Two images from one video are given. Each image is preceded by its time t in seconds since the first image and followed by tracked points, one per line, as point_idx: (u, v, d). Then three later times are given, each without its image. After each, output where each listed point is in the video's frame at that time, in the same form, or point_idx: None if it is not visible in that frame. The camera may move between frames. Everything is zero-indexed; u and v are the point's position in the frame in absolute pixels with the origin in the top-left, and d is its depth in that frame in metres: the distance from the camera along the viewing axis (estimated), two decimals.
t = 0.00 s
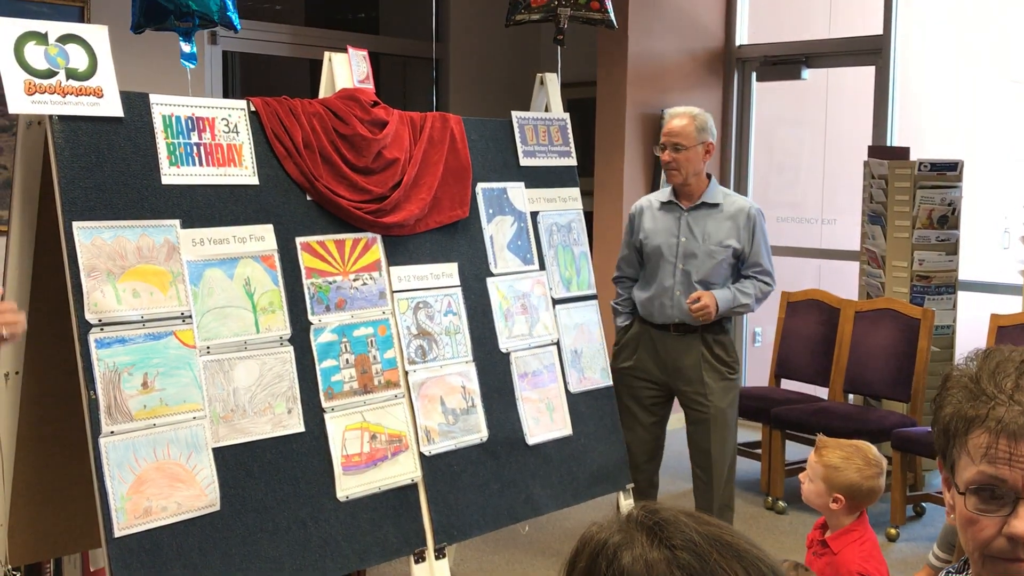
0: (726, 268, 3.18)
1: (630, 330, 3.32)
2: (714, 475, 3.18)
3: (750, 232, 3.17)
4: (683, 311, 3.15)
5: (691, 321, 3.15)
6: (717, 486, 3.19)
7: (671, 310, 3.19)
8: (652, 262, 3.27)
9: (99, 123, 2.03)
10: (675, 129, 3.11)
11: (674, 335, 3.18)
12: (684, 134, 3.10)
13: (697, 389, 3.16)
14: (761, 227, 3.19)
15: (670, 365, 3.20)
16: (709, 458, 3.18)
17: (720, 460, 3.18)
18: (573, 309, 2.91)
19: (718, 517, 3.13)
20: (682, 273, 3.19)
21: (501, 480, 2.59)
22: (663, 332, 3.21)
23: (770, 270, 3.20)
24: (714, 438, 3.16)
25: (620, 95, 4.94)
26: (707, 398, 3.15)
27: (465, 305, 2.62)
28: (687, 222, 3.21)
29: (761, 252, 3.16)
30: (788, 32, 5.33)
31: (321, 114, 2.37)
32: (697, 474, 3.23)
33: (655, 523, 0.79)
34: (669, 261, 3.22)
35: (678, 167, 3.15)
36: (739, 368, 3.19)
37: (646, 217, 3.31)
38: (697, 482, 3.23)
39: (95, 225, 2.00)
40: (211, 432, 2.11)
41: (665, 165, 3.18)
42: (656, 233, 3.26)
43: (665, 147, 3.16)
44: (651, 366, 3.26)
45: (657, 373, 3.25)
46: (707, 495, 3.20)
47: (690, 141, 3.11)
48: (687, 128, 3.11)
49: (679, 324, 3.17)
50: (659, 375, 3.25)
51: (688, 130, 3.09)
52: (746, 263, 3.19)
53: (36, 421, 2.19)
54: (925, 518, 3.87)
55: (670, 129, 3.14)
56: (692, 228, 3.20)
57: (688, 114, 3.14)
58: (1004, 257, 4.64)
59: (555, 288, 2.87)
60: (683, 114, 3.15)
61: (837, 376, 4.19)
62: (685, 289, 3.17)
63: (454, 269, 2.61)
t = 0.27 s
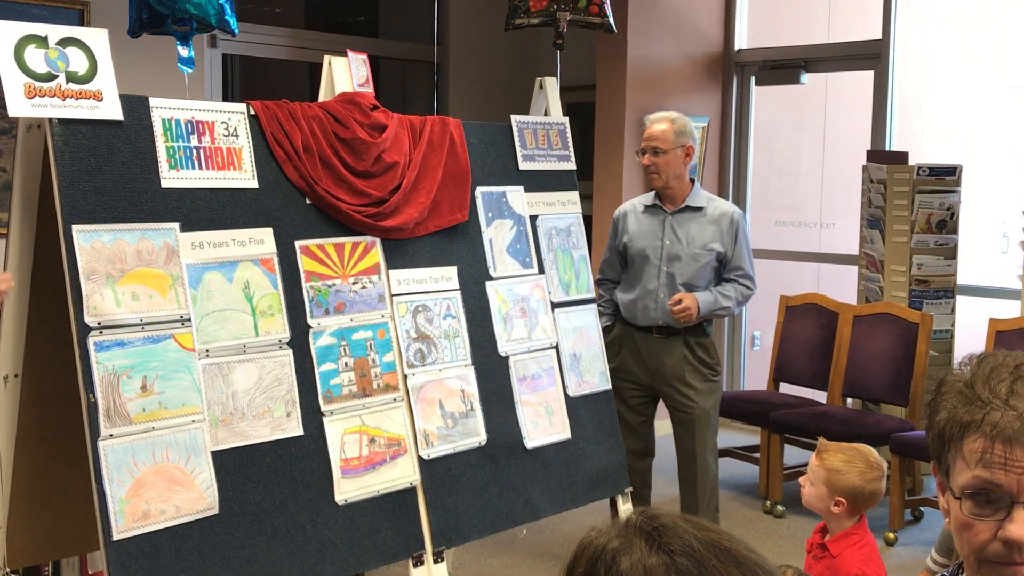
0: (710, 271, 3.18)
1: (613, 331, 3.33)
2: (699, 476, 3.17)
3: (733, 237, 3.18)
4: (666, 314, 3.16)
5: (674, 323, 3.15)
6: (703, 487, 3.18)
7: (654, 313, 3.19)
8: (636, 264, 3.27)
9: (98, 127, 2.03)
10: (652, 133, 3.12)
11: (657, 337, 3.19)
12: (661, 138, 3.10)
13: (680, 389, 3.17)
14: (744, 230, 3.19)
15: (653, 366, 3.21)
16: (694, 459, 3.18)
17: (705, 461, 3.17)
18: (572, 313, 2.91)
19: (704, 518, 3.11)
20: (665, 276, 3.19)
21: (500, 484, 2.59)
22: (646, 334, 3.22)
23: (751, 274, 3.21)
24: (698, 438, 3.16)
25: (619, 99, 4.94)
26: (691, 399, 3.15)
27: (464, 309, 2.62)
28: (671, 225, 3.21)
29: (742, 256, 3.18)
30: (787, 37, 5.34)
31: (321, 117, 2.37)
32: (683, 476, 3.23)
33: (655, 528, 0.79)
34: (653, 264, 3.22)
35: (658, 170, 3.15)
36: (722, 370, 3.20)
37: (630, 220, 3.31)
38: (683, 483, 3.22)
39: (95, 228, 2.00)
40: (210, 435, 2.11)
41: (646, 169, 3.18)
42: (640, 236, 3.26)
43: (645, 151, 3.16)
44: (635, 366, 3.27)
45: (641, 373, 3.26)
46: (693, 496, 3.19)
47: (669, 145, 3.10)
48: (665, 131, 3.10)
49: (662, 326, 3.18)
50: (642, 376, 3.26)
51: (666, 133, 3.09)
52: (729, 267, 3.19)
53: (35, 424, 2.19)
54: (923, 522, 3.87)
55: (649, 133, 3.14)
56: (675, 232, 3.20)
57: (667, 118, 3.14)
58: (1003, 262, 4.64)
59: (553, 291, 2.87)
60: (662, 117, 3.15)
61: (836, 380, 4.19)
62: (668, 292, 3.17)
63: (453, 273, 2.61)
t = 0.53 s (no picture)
0: (696, 276, 3.17)
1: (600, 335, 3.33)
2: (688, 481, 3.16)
3: (718, 241, 3.18)
4: (652, 318, 3.16)
5: (660, 327, 3.16)
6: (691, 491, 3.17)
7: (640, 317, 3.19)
8: (622, 269, 3.28)
9: (96, 131, 2.03)
10: (635, 139, 3.14)
11: (642, 341, 3.20)
12: (643, 143, 3.12)
13: (666, 393, 3.17)
14: (729, 235, 3.20)
15: (639, 370, 3.21)
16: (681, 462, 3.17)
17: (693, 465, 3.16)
18: (569, 318, 2.91)
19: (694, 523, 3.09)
20: (651, 280, 3.19)
21: (497, 489, 2.59)
22: (631, 338, 3.23)
23: (737, 278, 3.22)
24: (686, 442, 3.15)
25: (617, 104, 4.95)
26: (677, 402, 3.16)
27: (462, 314, 2.62)
28: (657, 230, 3.21)
29: (727, 261, 3.18)
30: (784, 43, 5.35)
31: (319, 122, 2.37)
32: (671, 480, 3.22)
33: (653, 535, 0.78)
34: (639, 269, 3.22)
35: (641, 176, 3.17)
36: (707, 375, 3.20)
37: (616, 225, 3.30)
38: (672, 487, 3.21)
39: (92, 233, 2.00)
40: (207, 440, 2.11)
41: (630, 175, 3.21)
42: (626, 241, 3.26)
43: (629, 157, 3.19)
44: (620, 370, 3.28)
45: (627, 377, 3.27)
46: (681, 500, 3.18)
47: (650, 150, 3.12)
48: (647, 137, 3.12)
49: (648, 330, 3.19)
50: (629, 380, 3.26)
51: (647, 139, 3.11)
52: (714, 272, 3.20)
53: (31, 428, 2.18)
54: (920, 528, 3.87)
55: (632, 139, 3.17)
56: (661, 236, 3.20)
57: (650, 124, 3.16)
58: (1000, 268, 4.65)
59: (551, 296, 2.87)
60: (646, 123, 3.17)
61: (834, 385, 4.19)
62: (654, 296, 3.18)
63: (451, 278, 2.61)
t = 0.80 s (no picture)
0: (686, 277, 3.17)
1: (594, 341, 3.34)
2: (682, 485, 3.14)
3: (706, 241, 3.18)
4: (644, 320, 3.16)
5: (653, 330, 3.16)
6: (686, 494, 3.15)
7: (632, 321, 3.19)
8: (613, 274, 3.28)
9: (94, 136, 2.03)
10: (620, 143, 3.15)
11: (635, 344, 3.20)
12: (628, 147, 3.13)
13: (659, 396, 3.16)
14: (718, 235, 3.20)
15: (632, 374, 3.21)
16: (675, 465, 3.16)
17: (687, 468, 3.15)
18: (567, 323, 2.92)
19: (688, 527, 3.07)
20: (642, 283, 3.19)
21: (494, 494, 2.59)
22: (625, 342, 3.23)
23: (728, 278, 3.21)
24: (680, 445, 3.14)
25: (614, 109, 4.96)
26: (670, 405, 3.15)
27: (459, 319, 2.62)
28: (646, 233, 3.21)
29: (717, 260, 3.18)
30: (781, 48, 5.36)
31: (316, 127, 2.37)
32: (665, 484, 3.20)
33: (651, 540, 0.78)
34: (629, 272, 3.22)
35: (626, 179, 3.17)
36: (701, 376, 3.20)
37: (606, 231, 3.31)
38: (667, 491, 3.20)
39: (89, 238, 2.00)
40: (204, 445, 2.10)
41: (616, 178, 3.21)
42: (617, 245, 3.27)
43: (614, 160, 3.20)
44: (613, 374, 3.28)
45: (620, 380, 3.26)
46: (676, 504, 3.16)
47: (635, 153, 3.13)
48: (632, 140, 3.14)
49: (640, 333, 3.19)
50: (622, 384, 3.26)
51: (632, 142, 3.12)
52: (704, 272, 3.20)
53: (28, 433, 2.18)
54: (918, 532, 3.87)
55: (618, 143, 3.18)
56: (650, 239, 3.20)
57: (636, 128, 3.17)
58: (996, 273, 4.65)
59: (548, 301, 2.88)
60: (633, 128, 3.18)
61: (832, 389, 4.20)
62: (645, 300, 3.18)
63: (448, 283, 2.61)
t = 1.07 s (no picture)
0: (687, 277, 3.17)
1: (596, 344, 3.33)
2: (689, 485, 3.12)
3: (705, 242, 3.19)
4: (647, 322, 3.16)
5: (657, 331, 3.16)
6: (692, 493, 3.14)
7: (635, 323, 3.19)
8: (613, 277, 3.28)
9: (91, 138, 2.03)
10: (629, 142, 3.13)
11: (638, 346, 3.20)
12: (638, 147, 3.12)
13: (666, 395, 3.17)
14: (716, 233, 3.20)
15: (638, 374, 3.21)
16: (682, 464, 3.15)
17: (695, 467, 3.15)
18: (565, 324, 2.91)
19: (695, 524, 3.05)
20: (643, 285, 3.19)
21: (493, 496, 2.58)
22: (628, 344, 3.23)
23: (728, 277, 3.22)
24: (688, 444, 3.14)
25: (613, 110, 4.96)
26: (677, 403, 3.15)
27: (457, 321, 2.62)
28: (645, 235, 3.21)
29: (716, 260, 3.19)
30: (779, 49, 5.36)
31: (314, 129, 2.37)
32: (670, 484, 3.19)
33: (650, 540, 0.78)
34: (630, 275, 3.22)
35: (632, 178, 3.15)
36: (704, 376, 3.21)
37: (605, 234, 3.31)
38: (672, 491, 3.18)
39: (87, 240, 1.99)
40: (202, 448, 2.10)
41: (619, 177, 3.18)
42: (616, 248, 3.26)
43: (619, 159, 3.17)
44: (618, 374, 3.27)
45: (624, 380, 3.26)
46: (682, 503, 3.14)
47: (644, 154, 3.12)
48: (641, 141, 3.12)
49: (644, 335, 3.19)
50: (627, 385, 3.26)
51: (642, 142, 3.11)
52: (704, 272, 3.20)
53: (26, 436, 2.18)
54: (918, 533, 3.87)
55: (625, 142, 3.15)
56: (650, 241, 3.20)
57: (643, 130, 3.17)
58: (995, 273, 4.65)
59: (547, 302, 2.87)
60: (638, 129, 3.17)
61: (831, 390, 4.19)
62: (648, 302, 3.18)
63: (447, 284, 2.61)
